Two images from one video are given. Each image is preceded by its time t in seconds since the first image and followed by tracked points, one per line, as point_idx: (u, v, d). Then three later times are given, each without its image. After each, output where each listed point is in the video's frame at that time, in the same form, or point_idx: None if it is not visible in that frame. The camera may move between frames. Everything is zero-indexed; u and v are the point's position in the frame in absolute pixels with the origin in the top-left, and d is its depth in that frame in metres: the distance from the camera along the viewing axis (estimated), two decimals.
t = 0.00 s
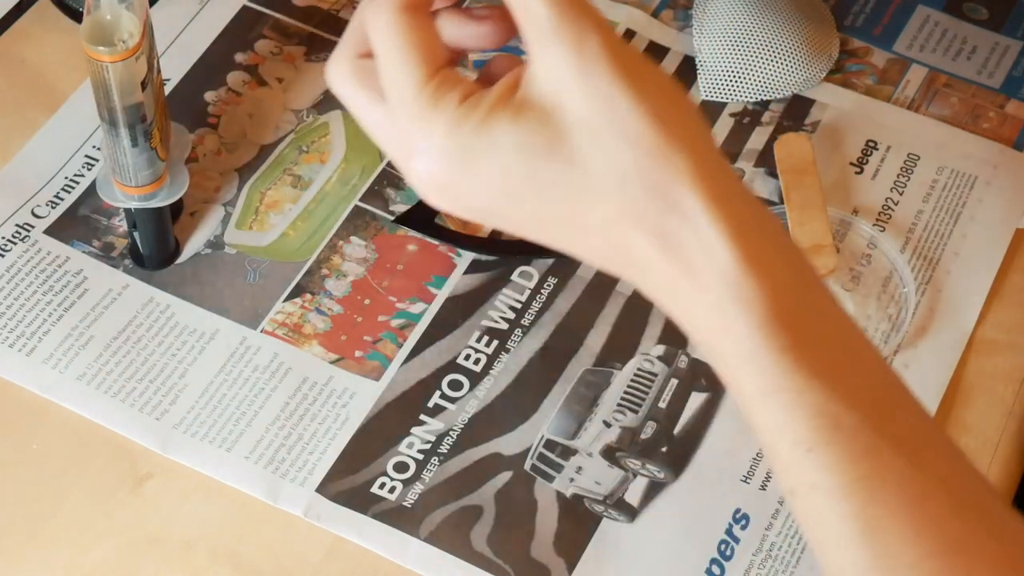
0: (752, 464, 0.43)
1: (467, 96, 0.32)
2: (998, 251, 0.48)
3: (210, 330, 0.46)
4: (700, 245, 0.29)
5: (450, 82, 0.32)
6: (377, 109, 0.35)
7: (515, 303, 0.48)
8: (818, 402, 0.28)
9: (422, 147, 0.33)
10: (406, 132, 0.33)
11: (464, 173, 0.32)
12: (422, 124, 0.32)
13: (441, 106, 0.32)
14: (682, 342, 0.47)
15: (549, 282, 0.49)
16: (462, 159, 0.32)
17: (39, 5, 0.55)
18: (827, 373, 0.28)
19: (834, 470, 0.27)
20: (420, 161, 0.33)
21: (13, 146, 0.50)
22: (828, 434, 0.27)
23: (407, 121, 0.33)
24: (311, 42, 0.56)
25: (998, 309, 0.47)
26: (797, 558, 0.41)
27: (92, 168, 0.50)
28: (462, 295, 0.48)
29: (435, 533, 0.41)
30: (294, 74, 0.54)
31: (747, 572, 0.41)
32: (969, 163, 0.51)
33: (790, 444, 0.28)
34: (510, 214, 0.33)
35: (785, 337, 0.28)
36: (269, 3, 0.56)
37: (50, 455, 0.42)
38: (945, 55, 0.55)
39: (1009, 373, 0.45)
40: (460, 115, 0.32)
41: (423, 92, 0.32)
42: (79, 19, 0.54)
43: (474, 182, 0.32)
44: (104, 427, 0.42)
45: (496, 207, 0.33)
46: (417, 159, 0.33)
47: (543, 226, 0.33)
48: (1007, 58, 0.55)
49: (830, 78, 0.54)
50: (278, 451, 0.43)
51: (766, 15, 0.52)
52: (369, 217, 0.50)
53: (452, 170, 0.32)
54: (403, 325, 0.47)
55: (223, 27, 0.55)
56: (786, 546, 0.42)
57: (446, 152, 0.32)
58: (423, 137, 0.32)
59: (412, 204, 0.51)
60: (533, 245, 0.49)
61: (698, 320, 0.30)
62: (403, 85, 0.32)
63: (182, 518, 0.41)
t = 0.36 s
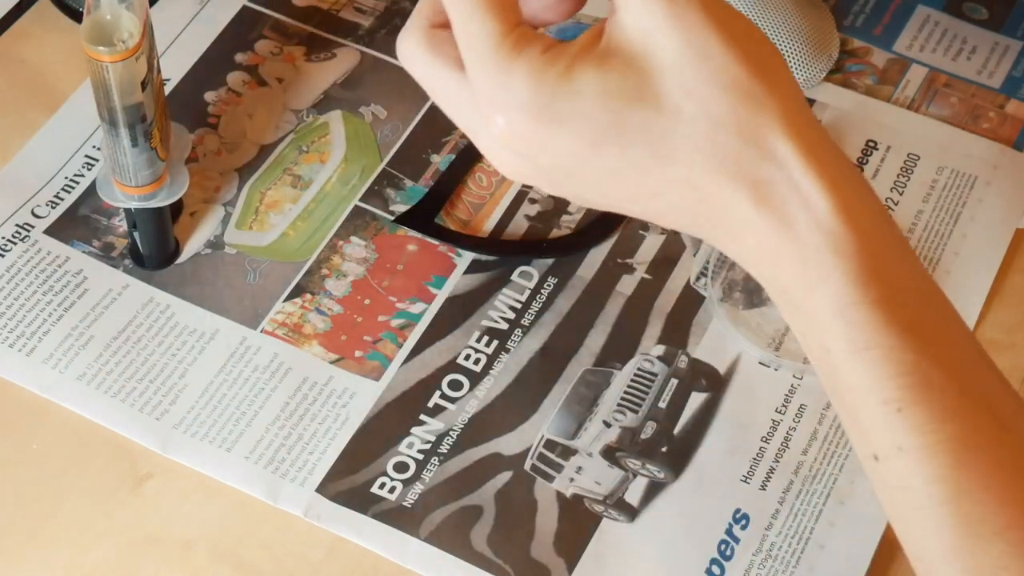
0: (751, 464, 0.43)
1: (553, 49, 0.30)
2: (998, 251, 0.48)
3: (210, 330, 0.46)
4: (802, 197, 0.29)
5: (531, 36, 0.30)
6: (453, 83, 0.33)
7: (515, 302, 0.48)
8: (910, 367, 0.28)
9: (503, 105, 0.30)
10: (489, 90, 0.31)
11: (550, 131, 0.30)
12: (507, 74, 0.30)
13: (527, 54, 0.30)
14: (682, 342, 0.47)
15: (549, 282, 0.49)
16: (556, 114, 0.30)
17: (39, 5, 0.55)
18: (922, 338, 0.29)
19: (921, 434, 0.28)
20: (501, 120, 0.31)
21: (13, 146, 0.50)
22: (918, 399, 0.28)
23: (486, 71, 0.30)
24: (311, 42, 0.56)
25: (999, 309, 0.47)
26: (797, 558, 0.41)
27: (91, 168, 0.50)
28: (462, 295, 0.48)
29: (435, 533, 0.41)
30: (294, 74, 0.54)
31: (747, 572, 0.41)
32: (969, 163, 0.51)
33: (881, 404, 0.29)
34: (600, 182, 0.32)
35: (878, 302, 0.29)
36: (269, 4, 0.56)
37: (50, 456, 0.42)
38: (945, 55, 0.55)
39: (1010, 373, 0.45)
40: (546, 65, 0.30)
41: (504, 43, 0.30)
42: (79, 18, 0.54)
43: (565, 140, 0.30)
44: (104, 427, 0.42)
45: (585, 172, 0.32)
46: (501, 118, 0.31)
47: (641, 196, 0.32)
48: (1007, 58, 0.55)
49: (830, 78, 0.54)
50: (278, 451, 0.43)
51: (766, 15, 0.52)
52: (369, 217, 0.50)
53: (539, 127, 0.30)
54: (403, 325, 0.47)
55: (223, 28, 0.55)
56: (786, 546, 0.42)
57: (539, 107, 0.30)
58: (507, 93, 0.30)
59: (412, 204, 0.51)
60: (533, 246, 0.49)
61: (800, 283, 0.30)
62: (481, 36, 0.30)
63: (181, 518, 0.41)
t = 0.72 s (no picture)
0: (751, 464, 0.43)
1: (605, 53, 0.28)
2: (997, 251, 0.48)
3: (210, 330, 0.46)
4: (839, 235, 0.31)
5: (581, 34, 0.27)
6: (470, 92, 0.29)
7: (515, 302, 0.48)
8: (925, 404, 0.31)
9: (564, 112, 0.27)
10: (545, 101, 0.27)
11: (618, 141, 0.28)
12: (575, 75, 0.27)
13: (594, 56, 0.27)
14: (682, 342, 0.47)
15: (549, 282, 0.49)
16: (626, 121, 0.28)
17: (39, 5, 0.55)
18: (934, 370, 0.31)
19: (953, 463, 0.31)
20: (564, 124, 0.28)
21: (13, 146, 0.50)
22: (943, 426, 0.31)
23: (554, 71, 0.27)
24: (311, 42, 0.56)
25: (999, 309, 0.47)
26: (797, 558, 0.41)
27: (91, 168, 0.50)
28: (462, 295, 0.48)
29: (435, 534, 0.41)
30: (294, 74, 0.54)
31: (747, 572, 0.41)
32: (969, 163, 0.51)
33: (917, 438, 0.31)
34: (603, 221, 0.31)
35: (896, 333, 0.31)
36: (270, 4, 0.57)
37: (50, 456, 0.42)
38: (945, 55, 0.55)
39: (1010, 373, 0.45)
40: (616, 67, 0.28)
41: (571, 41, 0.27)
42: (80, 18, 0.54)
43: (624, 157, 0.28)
44: (104, 426, 0.42)
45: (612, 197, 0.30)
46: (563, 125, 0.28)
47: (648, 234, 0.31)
48: (1007, 58, 0.55)
49: (830, 78, 0.54)
50: (278, 451, 0.43)
51: (767, 15, 0.52)
52: (370, 217, 0.50)
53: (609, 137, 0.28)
54: (404, 325, 0.47)
55: (223, 27, 0.55)
56: (786, 546, 0.42)
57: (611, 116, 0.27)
58: (580, 95, 0.27)
59: (412, 204, 0.51)
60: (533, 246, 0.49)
61: (829, 324, 0.30)
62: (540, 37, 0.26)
63: (181, 518, 0.41)
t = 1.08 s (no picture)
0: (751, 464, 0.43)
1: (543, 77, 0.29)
2: (997, 252, 0.48)
3: (210, 329, 0.46)
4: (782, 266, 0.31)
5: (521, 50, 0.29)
6: (415, 113, 0.30)
7: (515, 302, 0.48)
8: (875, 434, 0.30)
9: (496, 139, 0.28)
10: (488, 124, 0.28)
11: (548, 165, 0.28)
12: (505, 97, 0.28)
13: (525, 80, 0.28)
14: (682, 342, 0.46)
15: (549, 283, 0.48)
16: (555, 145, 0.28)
17: (39, 5, 0.55)
18: (877, 404, 0.31)
19: (899, 494, 0.30)
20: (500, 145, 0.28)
21: (13, 146, 0.50)
22: (884, 454, 0.30)
23: (495, 95, 0.28)
24: (311, 42, 0.56)
25: (999, 309, 0.47)
26: (797, 558, 0.41)
27: (92, 168, 0.50)
28: (462, 295, 0.48)
29: (435, 534, 0.41)
30: (294, 74, 0.54)
31: (747, 572, 0.41)
32: (969, 163, 0.51)
33: (859, 472, 0.30)
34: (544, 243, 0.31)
35: (840, 368, 0.30)
36: (270, 4, 0.56)
37: (50, 456, 0.42)
38: (945, 55, 0.55)
39: (1010, 373, 0.45)
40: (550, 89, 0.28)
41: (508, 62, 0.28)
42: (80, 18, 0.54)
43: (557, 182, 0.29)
44: (104, 427, 0.43)
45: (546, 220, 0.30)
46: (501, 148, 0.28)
47: (590, 260, 0.31)
48: (1006, 58, 0.55)
49: (830, 78, 0.54)
50: (278, 451, 0.43)
51: (766, 15, 0.52)
52: (369, 217, 0.50)
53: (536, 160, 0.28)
54: (404, 325, 0.47)
55: (223, 27, 0.55)
56: (785, 546, 0.42)
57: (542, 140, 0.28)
58: (517, 116, 0.28)
59: (412, 204, 0.51)
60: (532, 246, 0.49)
61: (773, 354, 0.30)
62: (481, 56, 0.28)
63: (182, 518, 0.41)
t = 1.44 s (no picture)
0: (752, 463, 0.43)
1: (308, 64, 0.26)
2: (997, 252, 0.48)
3: (210, 329, 0.46)
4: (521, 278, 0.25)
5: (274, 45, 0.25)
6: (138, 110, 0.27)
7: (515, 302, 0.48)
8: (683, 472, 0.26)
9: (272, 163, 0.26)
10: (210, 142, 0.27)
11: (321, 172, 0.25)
12: (270, 92, 0.25)
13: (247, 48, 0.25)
14: (682, 342, 0.46)
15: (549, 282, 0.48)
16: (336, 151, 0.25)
17: (39, 5, 0.55)
18: (696, 437, 0.27)
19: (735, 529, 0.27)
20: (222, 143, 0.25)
21: (13, 146, 0.50)
22: (704, 478, 0.26)
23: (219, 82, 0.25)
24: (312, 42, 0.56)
25: (999, 310, 0.47)
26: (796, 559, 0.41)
27: (91, 168, 0.50)
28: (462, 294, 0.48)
29: (435, 534, 0.41)
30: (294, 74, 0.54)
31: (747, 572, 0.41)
32: (968, 163, 0.51)
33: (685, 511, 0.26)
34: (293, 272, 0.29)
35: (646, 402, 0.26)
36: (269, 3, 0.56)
37: (50, 456, 0.42)
38: (945, 55, 0.55)
39: (1009, 372, 0.45)
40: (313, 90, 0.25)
41: (261, 59, 0.25)
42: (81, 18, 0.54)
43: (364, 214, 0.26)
44: (104, 427, 0.43)
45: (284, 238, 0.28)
46: (253, 147, 0.25)
47: (382, 280, 0.27)
48: (1006, 58, 0.54)
49: (830, 78, 0.54)
50: (277, 452, 0.43)
51: (766, 16, 0.52)
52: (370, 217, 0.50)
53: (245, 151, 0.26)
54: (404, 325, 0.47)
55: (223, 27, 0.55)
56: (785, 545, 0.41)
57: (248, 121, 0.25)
58: (258, 121, 0.25)
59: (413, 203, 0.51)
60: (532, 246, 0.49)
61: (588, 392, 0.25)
62: (199, 29, 0.24)
63: (182, 518, 0.41)
